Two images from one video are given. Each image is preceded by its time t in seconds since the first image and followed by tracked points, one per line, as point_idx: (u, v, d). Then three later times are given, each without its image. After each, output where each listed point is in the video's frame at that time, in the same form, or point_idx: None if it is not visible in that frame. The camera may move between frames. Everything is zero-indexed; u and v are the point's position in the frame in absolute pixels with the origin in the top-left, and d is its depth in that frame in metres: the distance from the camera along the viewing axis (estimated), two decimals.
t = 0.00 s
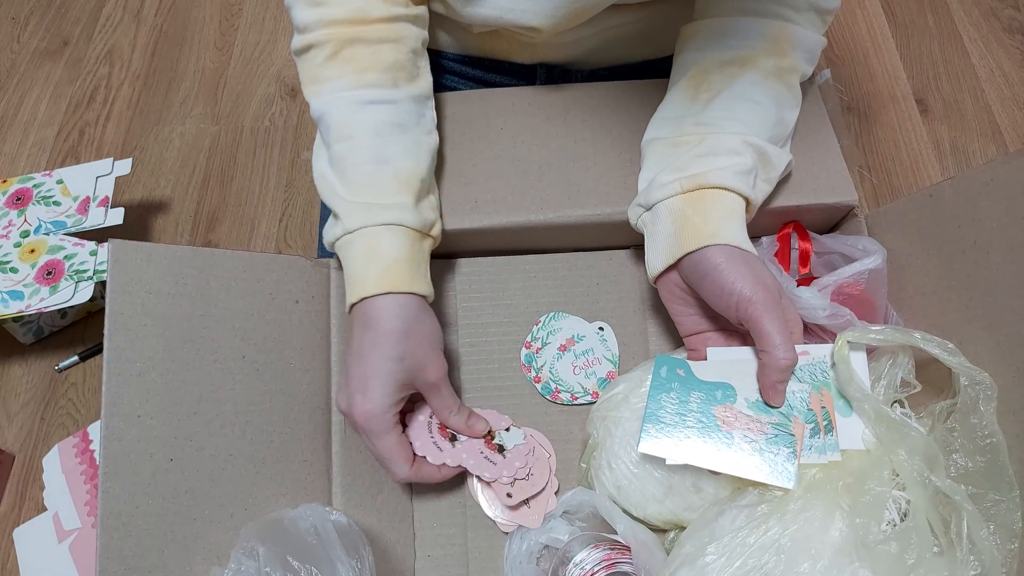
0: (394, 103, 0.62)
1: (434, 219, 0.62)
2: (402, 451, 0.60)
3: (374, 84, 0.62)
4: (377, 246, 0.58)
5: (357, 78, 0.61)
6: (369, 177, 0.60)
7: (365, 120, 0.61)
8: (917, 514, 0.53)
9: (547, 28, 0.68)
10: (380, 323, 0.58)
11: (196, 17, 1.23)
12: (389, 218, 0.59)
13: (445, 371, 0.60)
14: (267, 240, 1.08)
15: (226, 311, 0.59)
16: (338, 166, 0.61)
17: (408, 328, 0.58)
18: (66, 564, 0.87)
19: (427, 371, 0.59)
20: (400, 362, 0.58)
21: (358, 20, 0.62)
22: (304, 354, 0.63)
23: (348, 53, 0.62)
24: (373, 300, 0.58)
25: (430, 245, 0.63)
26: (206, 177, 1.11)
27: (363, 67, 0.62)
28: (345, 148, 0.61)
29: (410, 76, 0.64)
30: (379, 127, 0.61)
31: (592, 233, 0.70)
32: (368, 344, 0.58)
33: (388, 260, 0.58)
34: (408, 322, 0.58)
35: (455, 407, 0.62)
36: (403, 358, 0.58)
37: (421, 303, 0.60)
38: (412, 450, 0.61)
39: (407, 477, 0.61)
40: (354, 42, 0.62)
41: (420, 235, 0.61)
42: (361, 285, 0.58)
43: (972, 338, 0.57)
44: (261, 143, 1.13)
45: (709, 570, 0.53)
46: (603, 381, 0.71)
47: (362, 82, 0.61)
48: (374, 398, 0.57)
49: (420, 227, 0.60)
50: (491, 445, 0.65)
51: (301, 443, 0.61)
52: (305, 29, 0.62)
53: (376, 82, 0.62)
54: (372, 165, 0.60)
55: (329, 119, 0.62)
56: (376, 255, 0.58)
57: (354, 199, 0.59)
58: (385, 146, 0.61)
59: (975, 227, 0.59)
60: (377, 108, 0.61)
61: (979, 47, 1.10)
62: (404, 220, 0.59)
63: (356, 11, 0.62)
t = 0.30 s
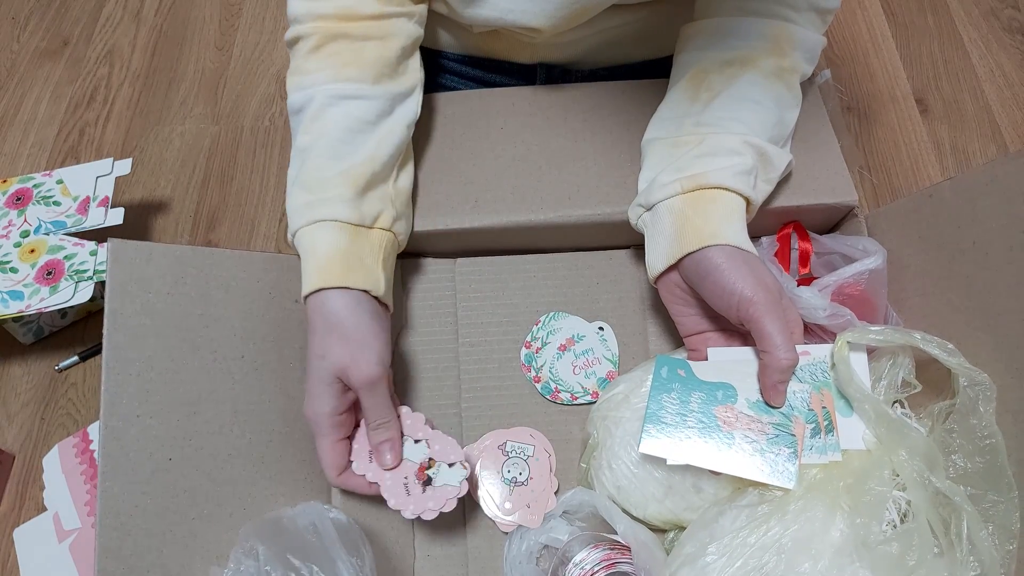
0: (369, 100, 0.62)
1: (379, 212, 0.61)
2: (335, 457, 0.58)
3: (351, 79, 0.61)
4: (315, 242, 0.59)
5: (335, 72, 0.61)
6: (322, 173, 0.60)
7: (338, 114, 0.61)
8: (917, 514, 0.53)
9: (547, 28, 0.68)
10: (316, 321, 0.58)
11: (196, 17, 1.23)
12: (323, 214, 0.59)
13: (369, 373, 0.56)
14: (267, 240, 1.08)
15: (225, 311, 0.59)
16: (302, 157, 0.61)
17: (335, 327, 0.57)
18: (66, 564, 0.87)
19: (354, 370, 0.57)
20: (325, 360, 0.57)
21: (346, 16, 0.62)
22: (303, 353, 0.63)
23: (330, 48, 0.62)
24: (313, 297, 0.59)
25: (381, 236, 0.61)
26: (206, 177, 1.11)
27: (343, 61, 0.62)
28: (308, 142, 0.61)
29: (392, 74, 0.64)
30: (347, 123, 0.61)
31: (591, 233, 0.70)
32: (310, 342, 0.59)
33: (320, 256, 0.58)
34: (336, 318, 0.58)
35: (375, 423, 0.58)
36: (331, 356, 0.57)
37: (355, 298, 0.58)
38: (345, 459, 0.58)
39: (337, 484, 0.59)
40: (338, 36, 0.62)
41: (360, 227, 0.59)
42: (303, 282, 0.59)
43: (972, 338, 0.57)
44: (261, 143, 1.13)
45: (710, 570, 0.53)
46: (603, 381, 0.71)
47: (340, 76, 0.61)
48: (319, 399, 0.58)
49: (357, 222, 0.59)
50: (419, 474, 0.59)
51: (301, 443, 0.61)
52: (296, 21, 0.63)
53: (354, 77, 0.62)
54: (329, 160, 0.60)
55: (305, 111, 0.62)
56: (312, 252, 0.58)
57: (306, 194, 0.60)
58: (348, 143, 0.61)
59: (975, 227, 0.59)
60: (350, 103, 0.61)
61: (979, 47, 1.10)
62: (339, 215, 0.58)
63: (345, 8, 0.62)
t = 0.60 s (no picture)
0: (377, 71, 0.61)
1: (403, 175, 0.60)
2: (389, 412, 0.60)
3: (358, 51, 0.61)
4: (351, 196, 0.56)
5: (341, 44, 0.60)
6: (348, 129, 0.58)
7: (347, 82, 0.60)
8: (918, 514, 0.53)
9: (546, 28, 0.68)
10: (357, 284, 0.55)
11: (196, 17, 1.23)
12: (360, 171, 0.56)
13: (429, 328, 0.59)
14: (267, 240, 1.08)
15: (225, 310, 0.59)
16: (314, 122, 0.59)
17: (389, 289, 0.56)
18: (67, 564, 0.87)
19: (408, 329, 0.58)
20: (380, 321, 0.56)
21: None
22: (303, 353, 0.63)
23: (334, 21, 0.61)
24: (346, 257, 0.56)
25: (400, 203, 0.61)
26: (206, 176, 1.11)
27: (349, 34, 0.61)
28: (323, 102, 0.59)
29: (397, 50, 0.63)
30: (358, 91, 0.60)
31: (591, 233, 0.70)
32: (347, 306, 0.56)
33: (361, 212, 0.56)
34: (387, 282, 0.56)
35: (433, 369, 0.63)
36: (384, 320, 0.56)
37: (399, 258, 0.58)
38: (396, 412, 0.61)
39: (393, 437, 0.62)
40: (342, 12, 0.62)
41: (388, 190, 0.59)
42: (334, 240, 0.56)
43: (972, 338, 0.57)
44: (261, 143, 1.13)
45: (711, 570, 0.53)
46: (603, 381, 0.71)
47: (350, 46, 0.61)
48: (364, 361, 0.56)
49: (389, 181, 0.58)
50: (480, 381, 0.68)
51: (301, 443, 0.61)
52: None
53: (360, 49, 0.61)
54: (346, 121, 0.58)
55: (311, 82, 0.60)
56: (350, 208, 0.56)
57: (332, 149, 0.57)
58: (361, 109, 0.59)
59: (975, 227, 0.59)
60: (359, 73, 0.60)
61: (979, 47, 1.10)
62: (373, 173, 0.57)
63: None
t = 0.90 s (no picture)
0: (408, 45, 0.65)
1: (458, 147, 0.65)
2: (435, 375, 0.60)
3: (388, 26, 0.64)
4: (428, 159, 0.60)
5: (371, 21, 0.64)
6: (405, 95, 0.62)
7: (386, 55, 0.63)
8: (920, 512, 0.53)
9: (546, 28, 0.68)
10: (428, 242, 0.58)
11: (196, 17, 1.23)
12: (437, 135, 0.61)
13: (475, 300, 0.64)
14: (267, 240, 1.08)
15: (225, 309, 0.59)
16: (364, 93, 0.62)
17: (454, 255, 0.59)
18: (66, 564, 0.87)
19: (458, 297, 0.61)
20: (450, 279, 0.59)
21: None
22: (302, 353, 0.63)
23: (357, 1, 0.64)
24: (414, 217, 0.59)
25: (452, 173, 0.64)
26: (207, 176, 1.11)
27: (374, 12, 0.64)
28: (372, 74, 0.62)
29: (415, 28, 0.67)
30: (399, 62, 0.64)
31: (591, 233, 0.70)
32: (418, 263, 0.57)
33: (439, 176, 0.60)
34: (455, 247, 0.60)
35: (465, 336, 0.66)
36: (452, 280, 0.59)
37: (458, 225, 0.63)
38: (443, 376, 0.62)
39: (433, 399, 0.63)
40: None
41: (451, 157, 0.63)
42: (413, 196, 0.59)
43: (972, 336, 0.57)
44: (261, 143, 1.14)
45: (711, 570, 0.53)
46: (603, 380, 0.71)
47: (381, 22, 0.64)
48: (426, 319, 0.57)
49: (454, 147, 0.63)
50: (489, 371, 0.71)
51: (301, 442, 0.61)
52: None
53: (389, 25, 0.64)
54: (401, 89, 0.62)
55: (345, 55, 0.63)
56: (430, 170, 0.60)
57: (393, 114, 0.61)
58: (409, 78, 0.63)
59: (975, 225, 0.59)
60: (394, 47, 0.64)
61: (979, 47, 1.10)
62: (445, 136, 0.61)
63: None
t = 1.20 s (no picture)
0: (406, 40, 0.65)
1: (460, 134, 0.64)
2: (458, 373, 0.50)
3: (385, 23, 0.64)
4: (419, 145, 0.59)
5: (367, 17, 0.64)
6: (401, 89, 0.62)
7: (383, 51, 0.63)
8: (921, 512, 0.53)
9: (546, 28, 0.68)
10: (434, 224, 0.55)
11: (196, 17, 1.23)
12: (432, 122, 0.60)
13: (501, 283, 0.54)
14: (267, 240, 1.08)
15: (225, 309, 0.59)
16: (362, 91, 0.62)
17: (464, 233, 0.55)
18: (66, 564, 0.87)
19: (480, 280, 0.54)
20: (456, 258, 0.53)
21: None
22: (302, 352, 0.63)
23: None
24: (419, 203, 0.57)
25: (458, 164, 0.63)
26: (206, 176, 1.11)
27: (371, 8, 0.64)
28: (369, 71, 0.62)
29: (413, 25, 0.67)
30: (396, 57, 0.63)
31: (591, 232, 0.70)
32: (421, 246, 0.54)
33: (434, 158, 0.59)
34: (456, 223, 0.55)
35: (507, 331, 0.52)
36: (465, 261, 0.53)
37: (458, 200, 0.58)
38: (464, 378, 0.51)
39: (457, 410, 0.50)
40: None
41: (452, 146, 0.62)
42: (408, 182, 0.57)
43: (973, 336, 0.57)
44: (261, 143, 1.14)
45: (712, 570, 0.53)
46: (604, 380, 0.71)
47: (377, 19, 0.64)
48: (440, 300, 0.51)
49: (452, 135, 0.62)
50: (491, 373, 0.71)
51: (301, 442, 0.61)
52: None
53: (386, 21, 0.64)
54: (398, 84, 0.62)
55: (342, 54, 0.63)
56: (422, 154, 0.59)
57: (390, 108, 0.61)
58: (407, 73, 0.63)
59: (976, 225, 0.59)
60: (391, 42, 0.64)
61: (979, 47, 1.10)
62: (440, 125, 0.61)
63: None
